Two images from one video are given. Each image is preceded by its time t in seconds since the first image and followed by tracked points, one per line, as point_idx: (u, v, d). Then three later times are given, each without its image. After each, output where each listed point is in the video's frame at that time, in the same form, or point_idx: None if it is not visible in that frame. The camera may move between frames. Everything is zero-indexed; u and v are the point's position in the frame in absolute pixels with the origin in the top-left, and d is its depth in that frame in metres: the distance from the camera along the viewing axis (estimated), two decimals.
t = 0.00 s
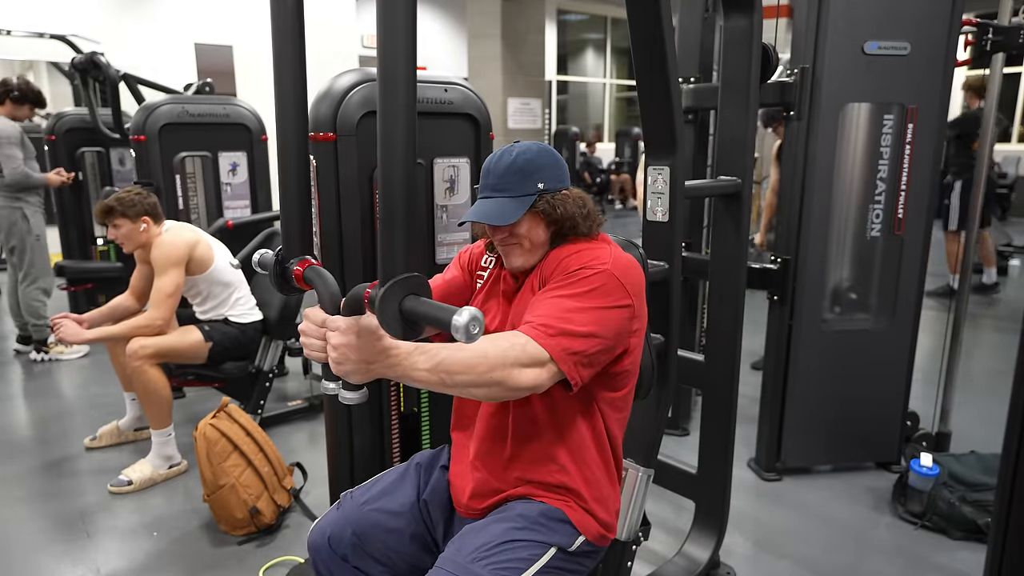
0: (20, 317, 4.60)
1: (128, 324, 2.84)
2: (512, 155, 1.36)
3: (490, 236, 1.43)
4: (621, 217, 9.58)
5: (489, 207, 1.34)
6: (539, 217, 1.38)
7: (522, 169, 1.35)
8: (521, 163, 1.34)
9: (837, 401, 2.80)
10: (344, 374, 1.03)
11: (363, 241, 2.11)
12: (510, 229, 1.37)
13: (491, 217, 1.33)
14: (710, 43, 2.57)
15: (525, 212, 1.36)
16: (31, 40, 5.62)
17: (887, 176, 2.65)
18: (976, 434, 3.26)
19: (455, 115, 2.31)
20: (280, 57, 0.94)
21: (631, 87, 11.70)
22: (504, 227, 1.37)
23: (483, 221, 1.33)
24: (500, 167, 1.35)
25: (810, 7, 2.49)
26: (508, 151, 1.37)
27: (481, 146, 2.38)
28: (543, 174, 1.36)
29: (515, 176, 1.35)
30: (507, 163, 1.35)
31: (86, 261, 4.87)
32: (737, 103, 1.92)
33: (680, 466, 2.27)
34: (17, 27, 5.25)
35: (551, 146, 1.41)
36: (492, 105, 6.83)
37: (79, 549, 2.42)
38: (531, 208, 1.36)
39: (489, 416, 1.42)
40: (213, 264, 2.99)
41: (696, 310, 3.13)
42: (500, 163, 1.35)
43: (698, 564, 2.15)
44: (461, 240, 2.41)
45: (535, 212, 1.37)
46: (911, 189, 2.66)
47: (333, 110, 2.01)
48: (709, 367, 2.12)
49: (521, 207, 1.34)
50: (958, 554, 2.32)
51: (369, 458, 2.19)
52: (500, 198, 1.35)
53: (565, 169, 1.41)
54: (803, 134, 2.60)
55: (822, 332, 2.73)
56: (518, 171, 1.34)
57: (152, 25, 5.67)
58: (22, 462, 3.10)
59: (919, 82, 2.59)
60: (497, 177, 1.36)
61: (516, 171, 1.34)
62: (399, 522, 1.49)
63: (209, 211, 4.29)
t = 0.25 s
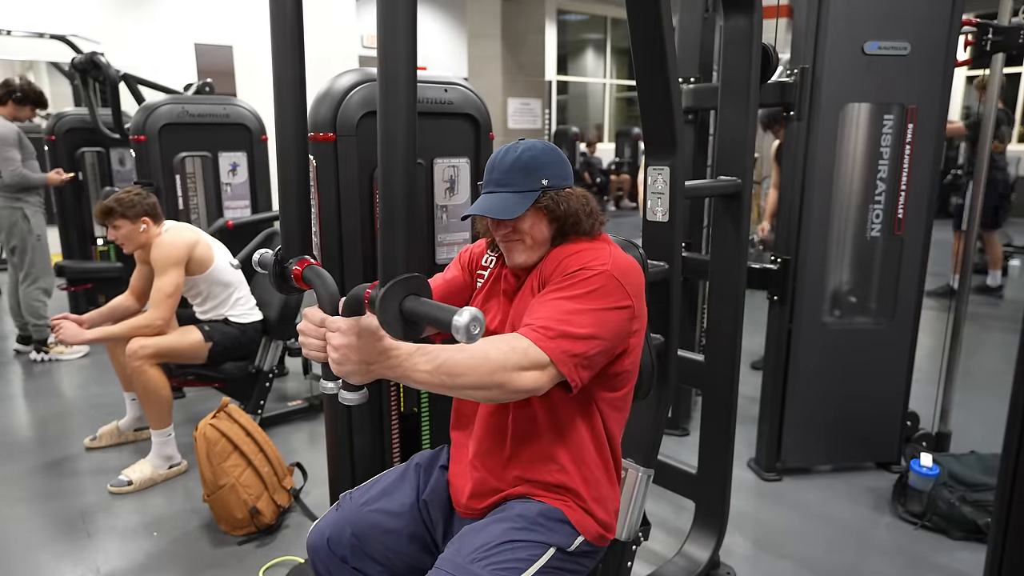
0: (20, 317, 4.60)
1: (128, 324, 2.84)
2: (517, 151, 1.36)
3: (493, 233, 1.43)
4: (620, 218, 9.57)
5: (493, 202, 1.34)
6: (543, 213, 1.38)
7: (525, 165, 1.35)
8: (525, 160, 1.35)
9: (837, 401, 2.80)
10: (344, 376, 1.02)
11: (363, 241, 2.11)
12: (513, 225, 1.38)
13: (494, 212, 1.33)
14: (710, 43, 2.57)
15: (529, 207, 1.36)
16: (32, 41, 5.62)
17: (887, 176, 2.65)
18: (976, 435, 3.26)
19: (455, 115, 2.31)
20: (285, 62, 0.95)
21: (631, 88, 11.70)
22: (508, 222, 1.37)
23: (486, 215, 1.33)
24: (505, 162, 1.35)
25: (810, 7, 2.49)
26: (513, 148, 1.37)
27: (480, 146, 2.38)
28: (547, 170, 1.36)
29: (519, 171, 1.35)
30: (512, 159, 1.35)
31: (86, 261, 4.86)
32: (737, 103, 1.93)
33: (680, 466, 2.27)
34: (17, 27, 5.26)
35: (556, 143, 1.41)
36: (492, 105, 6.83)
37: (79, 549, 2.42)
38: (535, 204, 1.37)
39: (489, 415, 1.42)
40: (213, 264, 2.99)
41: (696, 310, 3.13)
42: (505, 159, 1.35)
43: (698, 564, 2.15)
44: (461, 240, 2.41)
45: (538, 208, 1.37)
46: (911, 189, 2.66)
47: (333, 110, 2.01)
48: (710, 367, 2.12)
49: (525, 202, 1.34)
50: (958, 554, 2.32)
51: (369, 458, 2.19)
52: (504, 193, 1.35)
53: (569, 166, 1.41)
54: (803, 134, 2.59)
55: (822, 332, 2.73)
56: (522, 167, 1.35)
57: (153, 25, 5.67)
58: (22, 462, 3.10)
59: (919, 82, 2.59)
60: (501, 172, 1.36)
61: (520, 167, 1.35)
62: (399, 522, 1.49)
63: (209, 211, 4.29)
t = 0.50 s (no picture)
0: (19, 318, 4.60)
1: (128, 324, 2.83)
2: (521, 148, 1.34)
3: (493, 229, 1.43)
4: (621, 218, 9.57)
5: (494, 198, 1.32)
6: (544, 212, 1.37)
7: (529, 163, 1.33)
8: (528, 158, 1.33)
9: (837, 401, 2.80)
10: (386, 394, 0.90)
11: (362, 241, 2.12)
12: (514, 223, 1.37)
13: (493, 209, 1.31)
14: (710, 43, 2.56)
15: (530, 206, 1.35)
16: (32, 41, 5.63)
17: (887, 176, 2.65)
18: (975, 435, 3.26)
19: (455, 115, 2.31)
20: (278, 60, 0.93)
21: (631, 88, 11.71)
22: (508, 219, 1.37)
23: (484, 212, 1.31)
24: (508, 159, 1.33)
25: (810, 7, 2.49)
26: (518, 146, 1.35)
27: (480, 146, 2.38)
28: (550, 170, 1.34)
29: (523, 169, 1.33)
30: (515, 157, 1.33)
31: (87, 261, 4.86)
32: (737, 103, 1.93)
33: (680, 466, 2.27)
34: (17, 27, 5.26)
35: (561, 143, 1.39)
36: (492, 105, 6.83)
37: (79, 549, 2.42)
38: (536, 202, 1.36)
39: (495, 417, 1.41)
40: (213, 264, 2.99)
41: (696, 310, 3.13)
42: (508, 156, 1.33)
43: (698, 564, 2.15)
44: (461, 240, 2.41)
45: (539, 207, 1.37)
46: (911, 189, 2.66)
47: (333, 109, 2.01)
48: (710, 367, 2.12)
49: (526, 200, 1.32)
50: (958, 554, 2.32)
51: (369, 458, 2.19)
52: (507, 189, 1.33)
53: (573, 167, 1.40)
54: (803, 134, 2.60)
55: (822, 332, 2.73)
56: (525, 165, 1.33)
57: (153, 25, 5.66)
58: (22, 462, 3.10)
59: (918, 82, 2.59)
60: (504, 169, 1.34)
61: (523, 165, 1.33)
62: (396, 522, 1.49)
63: (209, 211, 4.29)
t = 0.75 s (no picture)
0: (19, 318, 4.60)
1: (128, 324, 2.82)
2: (522, 150, 1.38)
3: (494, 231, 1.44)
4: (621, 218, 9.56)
5: (494, 199, 1.36)
6: (544, 213, 1.38)
7: (529, 165, 1.36)
8: (528, 160, 1.36)
9: (837, 401, 2.80)
10: (499, 424, 0.83)
11: (362, 241, 2.12)
12: (513, 224, 1.38)
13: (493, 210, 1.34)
14: (710, 43, 2.56)
15: (529, 207, 1.37)
16: (32, 41, 5.63)
17: (887, 176, 2.65)
18: (976, 435, 3.26)
19: (455, 115, 2.30)
20: (281, 78, 1.26)
21: (631, 87, 11.70)
22: (509, 220, 1.38)
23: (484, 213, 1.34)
24: (508, 161, 1.37)
25: (809, 8, 2.49)
26: (518, 146, 1.39)
27: (481, 146, 2.38)
28: (550, 171, 1.37)
29: (523, 171, 1.37)
30: (515, 158, 1.36)
31: (86, 262, 4.86)
32: (737, 103, 1.93)
33: (680, 466, 2.27)
34: (17, 27, 5.26)
35: (563, 145, 1.42)
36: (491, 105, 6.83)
37: (79, 549, 2.42)
38: (536, 204, 1.37)
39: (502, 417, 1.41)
40: (213, 264, 2.99)
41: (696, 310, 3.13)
42: (509, 157, 1.37)
43: (698, 564, 2.15)
44: (461, 240, 2.41)
45: (539, 208, 1.38)
46: (911, 188, 2.66)
47: (333, 110, 2.01)
48: (710, 367, 2.12)
49: (525, 201, 1.35)
50: (958, 554, 2.32)
51: (368, 458, 2.20)
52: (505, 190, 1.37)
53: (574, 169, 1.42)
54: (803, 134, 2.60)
55: (822, 331, 2.73)
56: (526, 166, 1.36)
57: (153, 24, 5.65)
58: (22, 462, 3.10)
59: (918, 82, 2.59)
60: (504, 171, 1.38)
61: (523, 167, 1.36)
62: (393, 520, 1.49)
63: (209, 211, 4.29)
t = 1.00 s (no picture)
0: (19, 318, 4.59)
1: (128, 324, 2.82)
2: (519, 152, 1.40)
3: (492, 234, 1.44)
4: (621, 218, 9.56)
5: (491, 200, 1.37)
6: (540, 215, 1.38)
7: (526, 167, 1.38)
8: (525, 162, 1.38)
9: (837, 401, 2.80)
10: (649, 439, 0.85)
11: (362, 240, 2.12)
12: (511, 227, 1.39)
13: (489, 211, 1.36)
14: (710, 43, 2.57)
15: (526, 209, 1.38)
16: (32, 41, 5.63)
17: (887, 175, 2.60)
18: (976, 435, 3.26)
19: (455, 115, 2.30)
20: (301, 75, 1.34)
21: (631, 88, 11.70)
22: (506, 224, 1.38)
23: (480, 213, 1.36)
24: (505, 163, 1.39)
25: (810, 8, 2.49)
26: (516, 149, 1.41)
27: (481, 146, 2.38)
28: (546, 174, 1.39)
29: (519, 173, 1.39)
30: (512, 160, 1.39)
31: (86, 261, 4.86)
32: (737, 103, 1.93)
33: (680, 466, 2.27)
34: (17, 27, 5.26)
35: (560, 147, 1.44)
36: (491, 105, 6.82)
37: (79, 549, 2.42)
38: (532, 206, 1.38)
39: (503, 418, 1.41)
40: (213, 264, 3.00)
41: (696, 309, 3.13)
42: (505, 159, 1.39)
43: (698, 564, 2.15)
44: (461, 240, 2.41)
45: (536, 211, 1.38)
46: (911, 189, 2.64)
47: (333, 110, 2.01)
48: (710, 367, 2.12)
49: (522, 202, 1.36)
50: (958, 554, 2.32)
51: (368, 458, 2.20)
52: (502, 192, 1.38)
53: (572, 172, 1.43)
54: (804, 134, 2.60)
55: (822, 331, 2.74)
56: (522, 169, 1.38)
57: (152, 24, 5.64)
58: (22, 462, 3.10)
59: (918, 82, 2.59)
60: (502, 172, 1.40)
61: (520, 169, 1.38)
62: (390, 518, 1.49)
63: (209, 211, 4.29)
